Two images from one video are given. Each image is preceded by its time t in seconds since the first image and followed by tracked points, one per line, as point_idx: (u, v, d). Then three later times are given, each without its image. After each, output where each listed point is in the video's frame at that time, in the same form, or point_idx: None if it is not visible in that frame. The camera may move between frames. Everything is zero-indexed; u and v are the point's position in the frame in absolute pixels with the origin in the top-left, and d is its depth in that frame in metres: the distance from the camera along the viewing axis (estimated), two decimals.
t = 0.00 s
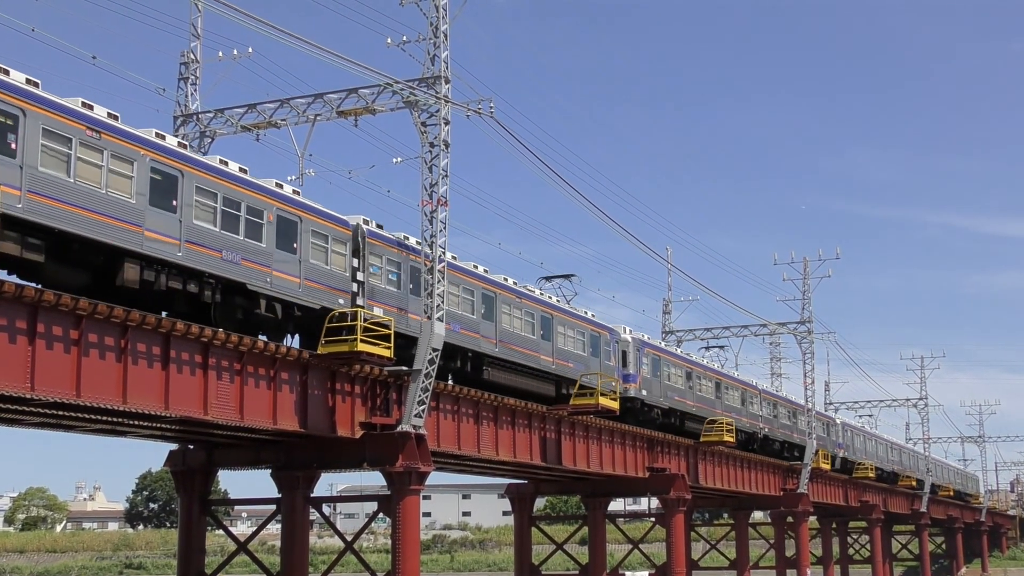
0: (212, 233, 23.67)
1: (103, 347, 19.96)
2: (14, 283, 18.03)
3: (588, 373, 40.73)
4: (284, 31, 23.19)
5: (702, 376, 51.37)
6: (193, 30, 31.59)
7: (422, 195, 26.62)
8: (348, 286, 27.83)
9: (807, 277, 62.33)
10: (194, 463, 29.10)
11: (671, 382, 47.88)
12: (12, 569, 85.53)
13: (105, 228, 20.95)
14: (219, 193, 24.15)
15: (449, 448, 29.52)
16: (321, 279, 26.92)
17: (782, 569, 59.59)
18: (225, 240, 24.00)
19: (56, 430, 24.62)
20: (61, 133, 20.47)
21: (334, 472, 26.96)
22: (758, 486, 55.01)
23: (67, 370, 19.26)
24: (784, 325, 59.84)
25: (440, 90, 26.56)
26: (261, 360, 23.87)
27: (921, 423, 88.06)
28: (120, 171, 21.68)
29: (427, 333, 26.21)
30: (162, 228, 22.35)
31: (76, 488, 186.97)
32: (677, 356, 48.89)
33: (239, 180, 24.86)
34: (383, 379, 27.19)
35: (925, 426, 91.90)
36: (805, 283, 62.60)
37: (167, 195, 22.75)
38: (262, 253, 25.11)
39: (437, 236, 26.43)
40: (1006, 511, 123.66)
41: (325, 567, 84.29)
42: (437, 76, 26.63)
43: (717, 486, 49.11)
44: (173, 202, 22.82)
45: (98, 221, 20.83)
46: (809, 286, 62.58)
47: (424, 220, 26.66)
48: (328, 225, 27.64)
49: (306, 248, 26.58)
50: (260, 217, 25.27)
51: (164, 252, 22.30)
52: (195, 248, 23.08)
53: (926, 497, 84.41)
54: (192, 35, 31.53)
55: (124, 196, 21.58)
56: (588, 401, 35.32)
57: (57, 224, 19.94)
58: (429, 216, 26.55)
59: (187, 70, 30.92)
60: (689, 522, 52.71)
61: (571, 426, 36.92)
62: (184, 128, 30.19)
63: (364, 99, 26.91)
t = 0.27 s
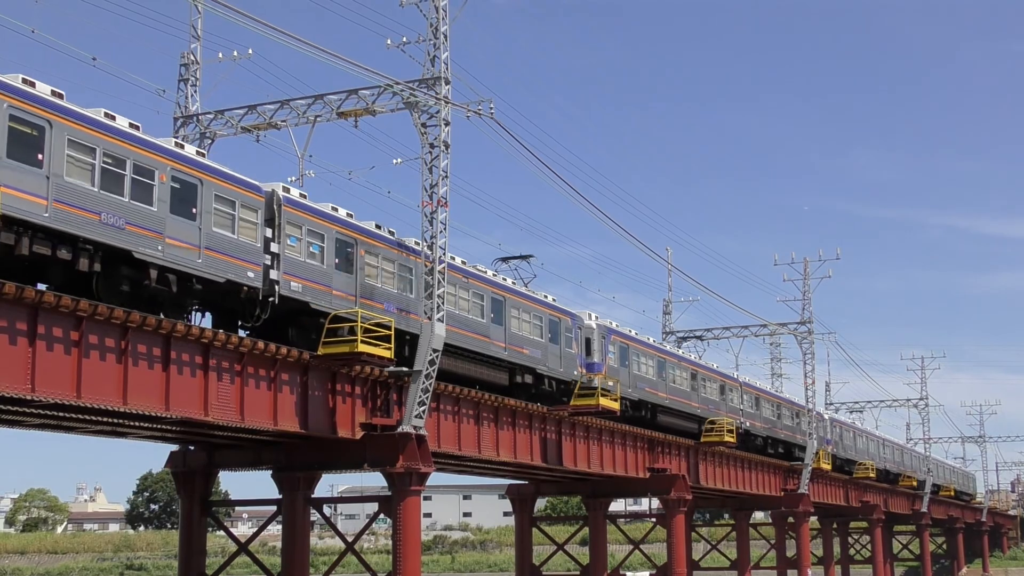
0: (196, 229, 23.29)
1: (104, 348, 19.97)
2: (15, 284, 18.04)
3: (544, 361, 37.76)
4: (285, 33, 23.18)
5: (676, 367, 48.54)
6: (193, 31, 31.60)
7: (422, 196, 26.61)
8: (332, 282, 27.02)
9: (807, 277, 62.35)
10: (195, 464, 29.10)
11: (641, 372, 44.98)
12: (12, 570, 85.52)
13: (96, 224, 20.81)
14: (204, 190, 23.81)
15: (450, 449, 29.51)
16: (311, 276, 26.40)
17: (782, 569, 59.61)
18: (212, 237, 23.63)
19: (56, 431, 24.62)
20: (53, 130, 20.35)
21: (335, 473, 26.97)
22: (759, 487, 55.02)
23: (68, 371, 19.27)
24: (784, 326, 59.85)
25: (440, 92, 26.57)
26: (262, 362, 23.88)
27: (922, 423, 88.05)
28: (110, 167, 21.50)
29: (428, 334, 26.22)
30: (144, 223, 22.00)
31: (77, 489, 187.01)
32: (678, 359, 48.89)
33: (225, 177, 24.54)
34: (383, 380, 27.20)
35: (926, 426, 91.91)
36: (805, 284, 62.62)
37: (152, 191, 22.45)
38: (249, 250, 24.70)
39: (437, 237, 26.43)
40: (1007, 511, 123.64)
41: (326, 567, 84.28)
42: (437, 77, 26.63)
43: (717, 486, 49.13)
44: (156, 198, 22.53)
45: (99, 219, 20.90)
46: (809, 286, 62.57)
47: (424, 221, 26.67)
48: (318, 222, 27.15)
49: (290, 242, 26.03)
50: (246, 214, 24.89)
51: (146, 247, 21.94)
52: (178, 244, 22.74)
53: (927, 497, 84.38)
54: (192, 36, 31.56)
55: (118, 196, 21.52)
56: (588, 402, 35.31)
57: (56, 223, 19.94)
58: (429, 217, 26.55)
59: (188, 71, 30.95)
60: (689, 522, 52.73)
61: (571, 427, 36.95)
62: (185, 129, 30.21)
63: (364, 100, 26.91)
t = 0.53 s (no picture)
0: (171, 220, 22.49)
1: (104, 348, 19.97)
2: (15, 284, 18.05)
3: (528, 356, 36.47)
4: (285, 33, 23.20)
5: (645, 357, 45.87)
6: (194, 31, 31.62)
7: (422, 196, 26.62)
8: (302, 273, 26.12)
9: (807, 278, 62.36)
10: (195, 465, 29.11)
11: (606, 361, 42.17)
12: (12, 570, 85.52)
13: (68, 218, 20.14)
14: (177, 179, 23.04)
15: (449, 449, 29.50)
16: (254, 261, 24.71)
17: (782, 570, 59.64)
18: (133, 212, 21.61)
19: (56, 431, 24.61)
20: (16, 116, 19.60)
21: (335, 474, 26.96)
22: (758, 488, 55.02)
23: (68, 371, 19.28)
24: (784, 327, 59.85)
25: (440, 92, 26.57)
26: (262, 362, 23.87)
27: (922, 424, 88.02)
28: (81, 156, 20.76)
29: (428, 335, 26.23)
30: (119, 213, 21.24)
31: (77, 489, 187.08)
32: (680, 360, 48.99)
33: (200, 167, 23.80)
34: (383, 380, 27.20)
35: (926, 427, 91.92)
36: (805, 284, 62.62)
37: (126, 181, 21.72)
38: (226, 243, 23.96)
39: (437, 237, 26.44)
40: (1007, 512, 123.63)
41: (326, 567, 84.29)
42: (437, 77, 26.64)
43: (717, 487, 49.14)
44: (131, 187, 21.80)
45: None
46: (809, 287, 62.55)
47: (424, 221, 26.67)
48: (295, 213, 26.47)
49: (226, 219, 24.19)
50: (222, 205, 24.16)
51: (56, 222, 19.90)
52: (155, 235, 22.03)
53: (927, 498, 84.35)
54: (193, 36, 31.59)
55: (89, 185, 20.75)
56: (587, 403, 35.28)
57: None
58: (429, 217, 26.55)
59: (188, 71, 30.97)
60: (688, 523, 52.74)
61: (571, 427, 36.96)
62: (185, 129, 30.22)
63: (364, 100, 26.92)
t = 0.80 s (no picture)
0: (36, 174, 19.63)
1: (104, 348, 19.97)
2: (14, 284, 18.05)
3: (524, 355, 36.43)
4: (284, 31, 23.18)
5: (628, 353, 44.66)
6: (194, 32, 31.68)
7: (423, 197, 26.63)
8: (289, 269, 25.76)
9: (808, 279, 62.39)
10: (195, 464, 29.10)
11: (567, 347, 39.42)
12: (12, 570, 85.49)
13: None
14: (46, 129, 20.14)
15: (450, 450, 29.51)
16: (132, 220, 21.55)
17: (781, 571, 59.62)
18: None
19: (56, 431, 24.60)
20: None
21: (334, 474, 26.95)
22: (759, 489, 54.99)
23: (69, 371, 19.28)
24: (785, 328, 59.88)
25: (441, 92, 26.57)
26: (262, 362, 23.87)
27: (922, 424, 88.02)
28: (62, 150, 20.34)
29: (428, 335, 26.24)
30: (101, 209, 20.86)
31: (77, 489, 187.23)
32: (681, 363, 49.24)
33: (191, 161, 23.41)
34: (384, 381, 27.20)
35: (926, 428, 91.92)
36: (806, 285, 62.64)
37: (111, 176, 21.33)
38: (111, 205, 21.17)
39: (437, 238, 26.45)
40: (1007, 514, 123.62)
41: (326, 567, 84.25)
42: (438, 78, 26.65)
43: (717, 488, 49.11)
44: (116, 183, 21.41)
45: None
46: (810, 288, 62.56)
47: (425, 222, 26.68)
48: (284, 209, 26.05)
49: (106, 175, 21.29)
50: (103, 161, 21.28)
51: None
52: (138, 232, 21.63)
53: (928, 499, 84.30)
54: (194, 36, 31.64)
55: None
56: (587, 403, 35.24)
57: None
58: (430, 218, 26.56)
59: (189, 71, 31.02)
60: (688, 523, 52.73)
61: (571, 428, 36.97)
62: (185, 129, 30.25)
63: (365, 101, 26.93)
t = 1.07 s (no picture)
0: None
1: (105, 349, 19.97)
2: (15, 283, 18.05)
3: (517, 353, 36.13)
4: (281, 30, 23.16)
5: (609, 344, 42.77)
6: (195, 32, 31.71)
7: (423, 197, 26.61)
8: (267, 262, 25.39)
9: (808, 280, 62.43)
10: (196, 464, 29.09)
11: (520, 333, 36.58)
12: (12, 571, 85.50)
13: None
14: None
15: (450, 450, 29.51)
16: None
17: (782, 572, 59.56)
18: None
19: (57, 431, 24.59)
20: None
21: (334, 474, 26.94)
22: (759, 490, 54.94)
23: (69, 372, 19.28)
24: (785, 328, 59.87)
25: (442, 93, 26.57)
26: (262, 362, 23.87)
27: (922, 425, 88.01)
28: None
29: (429, 336, 26.23)
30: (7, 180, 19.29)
31: (77, 490, 187.29)
32: (682, 362, 49.22)
33: (171, 154, 23.11)
34: (384, 381, 27.19)
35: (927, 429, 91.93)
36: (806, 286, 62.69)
37: (17, 140, 19.73)
38: None
39: (438, 238, 26.45)
40: (1008, 515, 123.62)
41: (326, 568, 84.24)
42: (438, 78, 26.65)
43: (717, 489, 49.07)
44: (24, 152, 19.82)
45: None
46: (810, 288, 62.59)
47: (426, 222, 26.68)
48: (260, 199, 25.65)
49: None
50: None
51: None
52: (44, 203, 19.96)
53: (928, 500, 84.30)
54: (195, 37, 31.66)
55: None
56: (587, 403, 35.21)
57: None
58: (430, 218, 26.54)
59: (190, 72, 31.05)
60: (688, 524, 52.68)
61: (572, 428, 36.97)
62: (186, 129, 30.25)
63: (365, 101, 26.93)
